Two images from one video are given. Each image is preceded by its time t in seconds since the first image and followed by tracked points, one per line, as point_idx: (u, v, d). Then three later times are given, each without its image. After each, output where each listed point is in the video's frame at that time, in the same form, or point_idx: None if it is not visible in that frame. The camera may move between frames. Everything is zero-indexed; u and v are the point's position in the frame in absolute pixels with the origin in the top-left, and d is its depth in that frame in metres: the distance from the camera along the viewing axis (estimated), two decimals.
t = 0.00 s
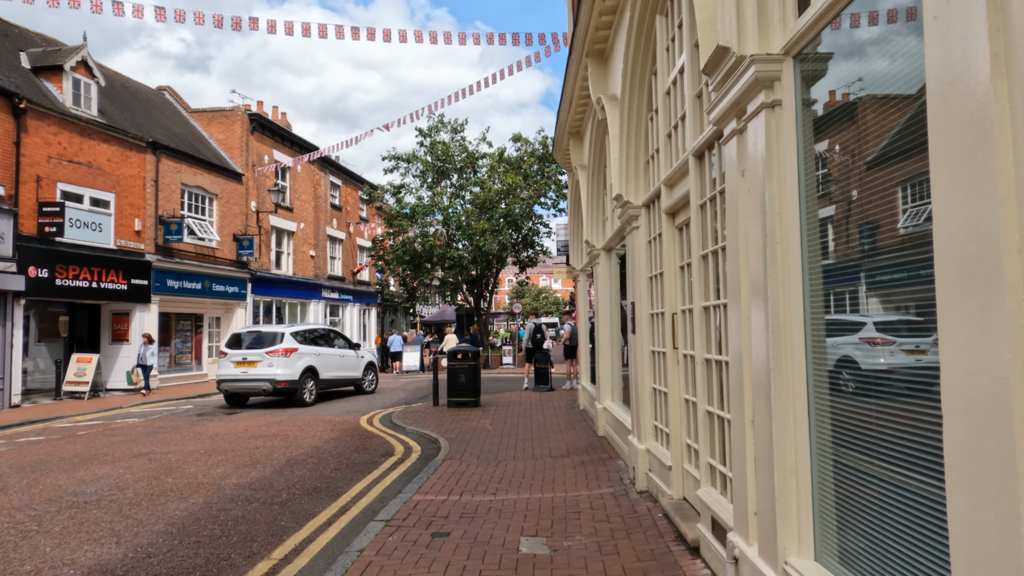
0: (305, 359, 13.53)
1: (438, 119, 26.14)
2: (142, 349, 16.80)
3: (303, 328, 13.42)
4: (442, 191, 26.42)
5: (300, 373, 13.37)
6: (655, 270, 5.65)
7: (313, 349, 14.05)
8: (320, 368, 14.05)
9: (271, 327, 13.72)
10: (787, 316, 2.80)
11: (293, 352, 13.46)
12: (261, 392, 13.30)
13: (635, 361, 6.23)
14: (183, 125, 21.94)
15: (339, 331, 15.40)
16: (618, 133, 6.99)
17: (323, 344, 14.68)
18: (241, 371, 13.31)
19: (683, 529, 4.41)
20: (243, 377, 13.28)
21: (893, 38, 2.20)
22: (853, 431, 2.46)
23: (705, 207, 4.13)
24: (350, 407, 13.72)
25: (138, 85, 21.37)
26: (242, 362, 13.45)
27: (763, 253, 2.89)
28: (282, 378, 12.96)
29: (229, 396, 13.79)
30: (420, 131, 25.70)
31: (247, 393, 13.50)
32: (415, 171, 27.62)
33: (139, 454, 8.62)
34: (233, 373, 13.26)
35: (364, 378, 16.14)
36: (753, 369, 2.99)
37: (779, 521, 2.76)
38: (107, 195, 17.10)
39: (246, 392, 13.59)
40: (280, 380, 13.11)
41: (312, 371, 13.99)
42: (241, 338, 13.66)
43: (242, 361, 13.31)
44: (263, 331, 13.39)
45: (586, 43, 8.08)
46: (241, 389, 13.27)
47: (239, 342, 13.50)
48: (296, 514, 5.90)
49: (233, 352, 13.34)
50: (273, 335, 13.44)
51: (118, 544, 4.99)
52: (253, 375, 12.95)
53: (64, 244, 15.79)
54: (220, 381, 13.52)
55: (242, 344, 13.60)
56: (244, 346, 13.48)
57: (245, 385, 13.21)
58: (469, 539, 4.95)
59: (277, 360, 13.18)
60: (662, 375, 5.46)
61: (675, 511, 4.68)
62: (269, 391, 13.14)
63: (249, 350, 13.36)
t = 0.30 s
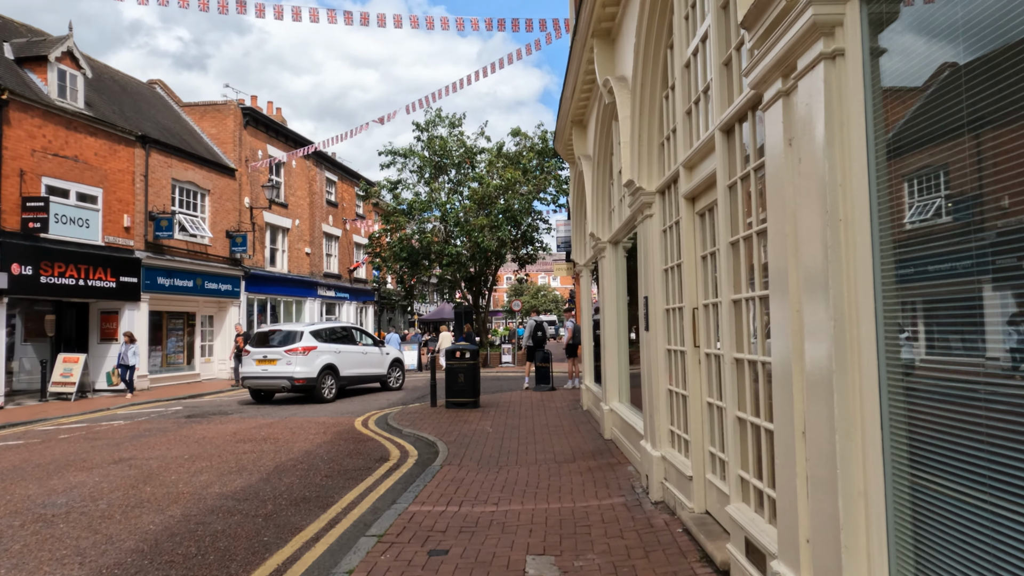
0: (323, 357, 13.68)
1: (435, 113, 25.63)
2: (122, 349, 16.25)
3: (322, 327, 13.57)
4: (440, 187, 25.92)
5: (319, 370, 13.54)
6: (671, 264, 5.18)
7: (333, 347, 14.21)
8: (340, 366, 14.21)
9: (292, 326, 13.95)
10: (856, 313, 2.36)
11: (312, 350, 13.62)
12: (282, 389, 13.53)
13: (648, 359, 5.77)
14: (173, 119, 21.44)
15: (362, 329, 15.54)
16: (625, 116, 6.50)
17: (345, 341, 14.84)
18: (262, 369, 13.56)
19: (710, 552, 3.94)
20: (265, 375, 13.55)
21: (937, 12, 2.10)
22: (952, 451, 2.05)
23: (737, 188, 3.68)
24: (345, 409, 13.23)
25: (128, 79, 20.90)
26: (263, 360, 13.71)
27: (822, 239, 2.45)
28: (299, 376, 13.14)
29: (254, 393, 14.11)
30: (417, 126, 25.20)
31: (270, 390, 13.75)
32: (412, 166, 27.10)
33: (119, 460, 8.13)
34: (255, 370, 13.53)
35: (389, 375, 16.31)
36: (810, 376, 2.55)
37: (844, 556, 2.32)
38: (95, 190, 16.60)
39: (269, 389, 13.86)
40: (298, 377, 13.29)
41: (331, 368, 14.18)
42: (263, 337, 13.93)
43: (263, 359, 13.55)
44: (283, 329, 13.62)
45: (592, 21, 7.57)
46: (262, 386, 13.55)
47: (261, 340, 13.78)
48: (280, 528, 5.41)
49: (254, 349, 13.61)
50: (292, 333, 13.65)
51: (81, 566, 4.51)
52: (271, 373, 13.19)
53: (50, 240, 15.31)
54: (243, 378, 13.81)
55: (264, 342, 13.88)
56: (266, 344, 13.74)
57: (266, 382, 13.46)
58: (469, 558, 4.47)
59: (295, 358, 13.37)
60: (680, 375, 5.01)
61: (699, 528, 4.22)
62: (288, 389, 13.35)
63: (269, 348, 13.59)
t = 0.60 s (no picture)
0: (339, 357, 14.03)
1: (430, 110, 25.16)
2: (94, 353, 15.36)
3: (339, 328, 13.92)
4: (434, 185, 25.45)
5: (334, 370, 13.93)
6: (679, 259, 4.76)
7: (351, 347, 14.55)
8: (358, 366, 14.53)
9: (312, 327, 14.39)
10: (926, 309, 1.92)
11: (329, 350, 13.99)
12: (301, 387, 13.96)
13: (654, 365, 5.30)
14: (160, 116, 20.93)
15: (384, 329, 15.82)
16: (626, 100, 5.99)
17: (365, 342, 15.14)
18: (282, 368, 14.03)
19: None
20: (284, 374, 14.01)
21: None
22: None
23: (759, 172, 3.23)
24: (333, 414, 12.72)
25: (114, 75, 20.38)
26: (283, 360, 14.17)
27: (884, 217, 2.01)
28: (315, 375, 13.52)
29: (277, 392, 14.62)
30: (411, 123, 24.74)
31: (291, 389, 14.19)
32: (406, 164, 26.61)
33: (88, 472, 7.65)
34: (274, 369, 14.02)
35: (414, 376, 16.49)
36: (864, 386, 2.11)
37: None
38: (77, 188, 16.11)
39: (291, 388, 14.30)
40: (313, 376, 13.69)
41: (349, 369, 14.50)
42: (283, 337, 14.42)
43: (283, 359, 14.03)
44: (302, 330, 14.07)
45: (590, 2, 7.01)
46: (283, 384, 14.05)
47: (283, 341, 14.29)
48: (250, 551, 4.94)
49: (275, 349, 14.11)
50: (310, 334, 14.09)
51: None
52: (288, 372, 13.65)
53: (29, 239, 14.83)
54: (265, 377, 14.32)
55: (286, 342, 14.38)
56: (286, 344, 14.22)
57: (284, 380, 13.91)
58: None
59: (311, 358, 13.77)
60: (690, 383, 4.54)
61: (716, 556, 3.76)
62: (305, 387, 13.78)
63: (288, 348, 14.07)
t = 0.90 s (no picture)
0: (360, 357, 14.23)
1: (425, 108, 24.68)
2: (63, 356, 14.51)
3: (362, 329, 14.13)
4: (429, 184, 24.98)
5: (356, 370, 14.14)
6: (688, 256, 4.29)
7: (374, 347, 14.72)
8: (381, 367, 14.68)
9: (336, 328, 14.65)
10: None
11: (351, 350, 14.22)
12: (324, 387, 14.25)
13: (658, 374, 4.84)
14: (148, 113, 20.44)
15: (411, 331, 15.92)
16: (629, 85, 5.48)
17: (389, 343, 15.29)
18: (306, 367, 14.36)
19: None
20: (309, 373, 14.31)
21: None
22: None
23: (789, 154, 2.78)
24: (322, 420, 12.25)
25: (100, 70, 19.92)
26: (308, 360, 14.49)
27: (979, 195, 1.59)
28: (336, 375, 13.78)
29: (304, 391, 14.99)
30: (406, 121, 24.28)
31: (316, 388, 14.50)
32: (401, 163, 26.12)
33: (53, 484, 7.19)
34: (299, 369, 14.35)
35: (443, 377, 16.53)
36: (951, 410, 1.68)
37: None
38: (60, 185, 15.65)
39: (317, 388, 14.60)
40: (335, 376, 13.95)
41: (373, 370, 14.68)
42: (309, 337, 14.76)
43: (307, 358, 14.35)
44: (325, 331, 14.34)
45: None
46: (307, 383, 14.36)
47: (309, 340, 14.61)
48: None
49: (300, 349, 14.43)
50: (334, 334, 14.35)
51: None
52: (311, 371, 13.96)
53: (9, 238, 14.37)
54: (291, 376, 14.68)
55: (313, 341, 14.69)
56: (310, 344, 14.55)
57: (307, 380, 14.22)
58: None
59: (332, 358, 14.03)
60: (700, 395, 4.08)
61: None
62: (328, 387, 14.06)
63: (312, 348, 14.38)
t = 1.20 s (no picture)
0: (388, 357, 14.33)
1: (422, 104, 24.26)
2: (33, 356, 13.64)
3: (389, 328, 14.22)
4: (427, 182, 24.52)
5: (384, 369, 14.22)
6: (708, 245, 3.86)
7: (404, 347, 14.75)
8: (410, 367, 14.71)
9: (368, 327, 14.78)
10: None
11: (380, 350, 14.34)
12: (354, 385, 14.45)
13: (672, 378, 4.42)
14: (140, 108, 20.00)
15: (446, 331, 15.85)
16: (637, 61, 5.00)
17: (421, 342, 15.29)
18: (337, 365, 14.60)
19: None
20: (340, 371, 14.54)
21: None
22: None
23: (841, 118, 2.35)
24: (314, 424, 11.80)
25: (91, 64, 19.51)
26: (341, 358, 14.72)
27: None
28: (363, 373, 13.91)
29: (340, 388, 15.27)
30: (403, 117, 23.84)
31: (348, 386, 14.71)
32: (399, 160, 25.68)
33: (22, 493, 6.75)
34: (331, 367, 14.61)
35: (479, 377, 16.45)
36: None
37: None
38: (47, 181, 15.23)
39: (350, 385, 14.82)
40: (362, 375, 14.12)
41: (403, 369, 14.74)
42: (342, 336, 15.01)
43: (338, 357, 14.59)
44: (356, 330, 14.52)
45: None
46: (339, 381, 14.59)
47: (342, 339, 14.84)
48: None
49: (333, 348, 14.66)
50: (364, 333, 14.51)
51: None
52: (340, 370, 14.17)
53: None
54: (325, 374, 14.95)
55: (346, 340, 14.89)
56: (343, 342, 14.79)
57: (338, 378, 14.46)
58: None
59: (360, 357, 14.20)
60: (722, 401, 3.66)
61: None
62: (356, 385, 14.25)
63: (343, 346, 14.61)
